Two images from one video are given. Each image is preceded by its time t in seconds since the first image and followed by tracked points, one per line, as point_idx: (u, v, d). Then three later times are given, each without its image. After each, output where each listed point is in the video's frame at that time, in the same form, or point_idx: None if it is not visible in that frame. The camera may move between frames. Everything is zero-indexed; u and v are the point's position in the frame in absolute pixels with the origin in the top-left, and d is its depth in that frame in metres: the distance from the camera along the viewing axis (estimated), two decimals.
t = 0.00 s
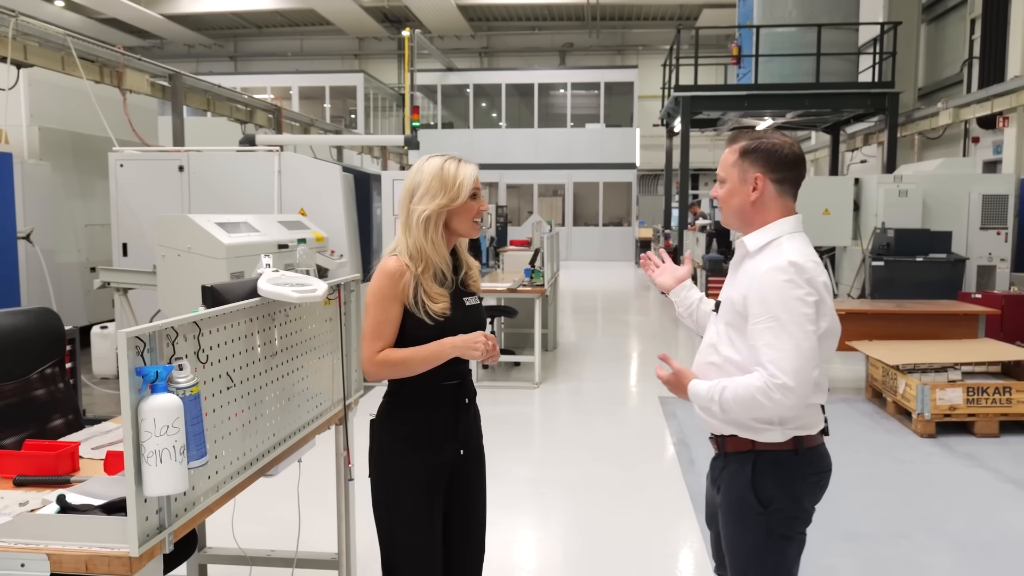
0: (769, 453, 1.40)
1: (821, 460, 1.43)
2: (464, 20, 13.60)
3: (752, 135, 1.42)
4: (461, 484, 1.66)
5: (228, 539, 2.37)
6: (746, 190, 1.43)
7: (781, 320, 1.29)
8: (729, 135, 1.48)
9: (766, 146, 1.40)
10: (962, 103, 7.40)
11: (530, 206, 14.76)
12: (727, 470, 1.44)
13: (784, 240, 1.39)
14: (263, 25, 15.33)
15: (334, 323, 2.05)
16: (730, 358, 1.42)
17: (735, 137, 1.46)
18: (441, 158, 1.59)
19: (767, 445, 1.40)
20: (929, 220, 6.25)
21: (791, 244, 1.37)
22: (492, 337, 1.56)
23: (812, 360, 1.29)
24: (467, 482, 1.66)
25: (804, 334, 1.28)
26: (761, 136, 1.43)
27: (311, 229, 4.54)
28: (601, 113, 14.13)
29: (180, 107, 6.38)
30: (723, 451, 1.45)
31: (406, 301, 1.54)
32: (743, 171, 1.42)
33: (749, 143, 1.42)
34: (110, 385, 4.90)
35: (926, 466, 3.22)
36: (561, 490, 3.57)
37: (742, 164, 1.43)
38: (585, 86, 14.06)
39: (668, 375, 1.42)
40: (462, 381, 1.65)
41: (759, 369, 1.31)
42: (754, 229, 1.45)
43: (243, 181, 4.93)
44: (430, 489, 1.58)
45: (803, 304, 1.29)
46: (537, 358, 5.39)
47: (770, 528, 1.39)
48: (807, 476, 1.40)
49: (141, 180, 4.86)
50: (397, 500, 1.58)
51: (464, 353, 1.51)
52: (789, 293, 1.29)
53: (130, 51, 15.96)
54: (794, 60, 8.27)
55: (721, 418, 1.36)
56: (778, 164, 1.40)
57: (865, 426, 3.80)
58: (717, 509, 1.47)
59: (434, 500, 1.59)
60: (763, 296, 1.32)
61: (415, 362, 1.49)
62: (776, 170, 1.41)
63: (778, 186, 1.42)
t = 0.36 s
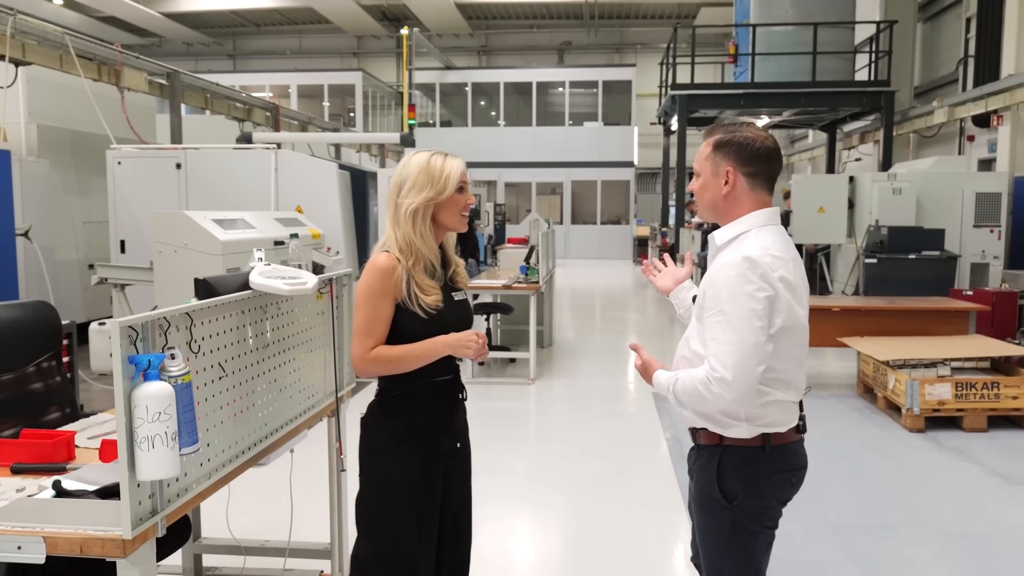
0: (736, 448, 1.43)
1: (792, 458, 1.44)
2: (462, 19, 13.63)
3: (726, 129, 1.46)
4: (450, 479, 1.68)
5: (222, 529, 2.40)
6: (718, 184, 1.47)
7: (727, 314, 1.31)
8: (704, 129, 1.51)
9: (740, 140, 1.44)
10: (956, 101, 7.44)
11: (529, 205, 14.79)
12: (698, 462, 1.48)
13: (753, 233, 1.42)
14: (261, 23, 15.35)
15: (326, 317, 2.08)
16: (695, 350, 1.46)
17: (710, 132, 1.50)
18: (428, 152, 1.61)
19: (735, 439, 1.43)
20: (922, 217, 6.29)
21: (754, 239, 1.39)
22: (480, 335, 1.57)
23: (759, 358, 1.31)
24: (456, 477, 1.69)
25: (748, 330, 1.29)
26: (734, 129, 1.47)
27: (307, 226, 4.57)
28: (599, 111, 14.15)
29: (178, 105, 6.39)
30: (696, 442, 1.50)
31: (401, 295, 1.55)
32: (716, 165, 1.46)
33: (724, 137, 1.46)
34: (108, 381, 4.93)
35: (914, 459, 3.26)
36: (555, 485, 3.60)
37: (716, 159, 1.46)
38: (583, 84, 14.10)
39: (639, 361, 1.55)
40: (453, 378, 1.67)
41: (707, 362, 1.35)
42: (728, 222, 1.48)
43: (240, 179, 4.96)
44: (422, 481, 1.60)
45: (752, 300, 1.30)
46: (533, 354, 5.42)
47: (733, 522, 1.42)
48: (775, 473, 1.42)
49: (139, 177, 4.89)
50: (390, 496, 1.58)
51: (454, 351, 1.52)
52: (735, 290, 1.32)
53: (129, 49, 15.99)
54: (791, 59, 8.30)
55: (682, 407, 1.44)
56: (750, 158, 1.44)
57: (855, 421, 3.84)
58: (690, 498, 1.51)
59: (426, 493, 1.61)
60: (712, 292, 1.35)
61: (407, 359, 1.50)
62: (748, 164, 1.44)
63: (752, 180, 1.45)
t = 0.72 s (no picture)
0: (723, 440, 1.45)
1: (774, 449, 1.48)
2: (461, 17, 13.63)
3: (716, 125, 1.49)
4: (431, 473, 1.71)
5: (220, 520, 2.44)
6: (711, 180, 1.49)
7: (724, 312, 1.34)
8: (693, 124, 1.54)
9: (730, 136, 1.47)
10: (952, 100, 7.48)
11: (528, 202, 14.82)
12: (684, 453, 1.50)
13: (741, 230, 1.45)
14: (260, 21, 15.35)
15: (322, 312, 2.12)
16: (685, 345, 1.48)
17: (698, 127, 1.52)
18: (419, 147, 1.65)
19: (721, 431, 1.45)
20: (917, 215, 6.32)
21: (744, 237, 1.42)
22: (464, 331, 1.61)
23: (755, 355, 1.33)
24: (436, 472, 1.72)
25: (745, 327, 1.32)
26: (727, 126, 1.49)
27: (305, 224, 4.60)
28: (598, 109, 14.18)
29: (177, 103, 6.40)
30: (681, 433, 1.51)
31: (385, 286, 1.58)
32: (708, 162, 1.48)
33: (713, 133, 1.48)
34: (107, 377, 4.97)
35: (904, 454, 3.30)
36: (550, 480, 3.64)
37: (707, 155, 1.49)
38: (583, 82, 14.12)
39: (625, 359, 1.52)
40: (431, 374, 1.70)
41: (703, 359, 1.36)
42: (715, 220, 1.51)
43: (239, 177, 4.98)
44: (403, 476, 1.63)
45: (747, 297, 1.33)
46: (529, 351, 5.46)
47: (721, 512, 1.44)
48: (760, 464, 1.46)
49: (138, 175, 4.92)
50: (366, 492, 1.61)
51: (435, 346, 1.55)
52: (731, 288, 1.34)
53: (128, 47, 16.00)
54: (789, 57, 8.32)
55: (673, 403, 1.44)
56: (742, 155, 1.47)
57: (847, 416, 3.88)
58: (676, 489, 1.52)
59: (406, 488, 1.64)
60: (709, 288, 1.36)
61: (387, 350, 1.53)
62: (741, 161, 1.47)
63: (741, 178, 1.49)
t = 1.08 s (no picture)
0: (723, 434, 1.46)
1: (767, 442, 1.51)
2: (460, 15, 13.64)
3: (708, 127, 1.51)
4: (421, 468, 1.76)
5: (218, 515, 2.47)
6: (704, 182, 1.52)
7: (743, 310, 1.34)
8: (682, 125, 1.57)
9: (720, 139, 1.50)
10: (948, 99, 7.52)
11: (527, 201, 14.86)
12: (682, 450, 1.49)
13: (740, 230, 1.49)
14: (260, 20, 15.37)
15: (319, 309, 2.16)
16: (689, 344, 1.49)
17: (688, 128, 1.55)
18: (408, 147, 1.68)
19: (721, 426, 1.46)
20: (913, 214, 6.36)
21: (745, 236, 1.45)
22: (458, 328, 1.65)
23: (770, 351, 1.36)
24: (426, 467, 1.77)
25: (765, 324, 1.34)
26: (716, 129, 1.52)
27: (304, 222, 4.63)
28: (597, 108, 14.21)
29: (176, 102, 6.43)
30: (676, 431, 1.51)
31: (376, 285, 1.61)
32: (701, 164, 1.51)
33: (704, 136, 1.51)
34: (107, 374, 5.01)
35: (895, 450, 3.34)
36: (546, 477, 3.68)
37: (699, 156, 1.51)
38: (582, 81, 14.15)
39: (629, 363, 1.45)
40: (422, 371, 1.73)
41: (720, 358, 1.36)
42: (710, 221, 1.54)
43: (238, 175, 5.01)
44: (395, 472, 1.67)
45: (764, 294, 1.35)
46: (526, 349, 5.50)
47: (724, 505, 1.45)
48: (756, 457, 1.48)
49: (138, 174, 4.95)
50: (359, 488, 1.65)
51: (427, 343, 1.59)
52: (750, 285, 1.35)
53: (128, 45, 16.01)
54: (786, 56, 8.34)
55: (682, 403, 1.42)
56: (734, 158, 1.51)
57: (841, 413, 3.92)
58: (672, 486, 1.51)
59: (399, 483, 1.68)
60: (725, 286, 1.37)
61: (380, 348, 1.56)
62: (732, 163, 1.51)
63: (731, 181, 1.52)
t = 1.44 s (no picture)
0: (715, 429, 1.49)
1: (758, 436, 1.54)
2: (459, 15, 13.65)
3: (702, 126, 1.54)
4: (418, 463, 1.78)
5: (217, 510, 2.50)
6: (698, 179, 1.55)
7: (731, 309, 1.37)
8: (679, 123, 1.59)
9: (714, 138, 1.53)
10: (946, 98, 7.55)
11: (526, 200, 14.89)
12: (674, 444, 1.51)
13: (730, 229, 1.51)
14: (259, 19, 15.37)
15: (317, 307, 2.18)
16: (679, 341, 1.52)
17: (683, 127, 1.57)
18: (397, 147, 1.70)
19: (713, 421, 1.49)
20: (910, 212, 6.38)
21: (734, 236, 1.47)
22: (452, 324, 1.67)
23: (755, 348, 1.38)
24: (424, 462, 1.79)
25: (751, 323, 1.37)
26: (714, 127, 1.54)
27: (303, 221, 4.65)
28: (596, 107, 14.22)
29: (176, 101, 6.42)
30: (669, 426, 1.53)
31: (368, 285, 1.64)
32: (696, 162, 1.53)
33: (699, 135, 1.53)
34: (107, 373, 5.04)
35: (889, 447, 3.37)
36: (543, 474, 3.70)
37: (695, 155, 1.54)
38: (581, 80, 14.15)
39: (613, 357, 1.51)
40: (417, 368, 1.76)
41: (704, 354, 1.39)
42: (701, 219, 1.57)
43: (237, 175, 5.03)
44: (393, 466, 1.70)
45: (752, 293, 1.38)
46: (525, 347, 5.53)
47: (716, 498, 1.48)
48: (748, 451, 1.50)
49: (137, 172, 4.97)
50: (356, 483, 1.67)
51: (420, 340, 1.61)
52: (736, 284, 1.38)
53: (127, 44, 16.01)
54: (784, 55, 8.35)
55: (668, 397, 1.46)
56: (729, 157, 1.53)
57: (836, 410, 3.95)
58: (663, 480, 1.54)
59: (397, 478, 1.71)
60: (714, 286, 1.39)
61: (372, 347, 1.59)
62: (726, 162, 1.53)
63: (724, 179, 1.55)
